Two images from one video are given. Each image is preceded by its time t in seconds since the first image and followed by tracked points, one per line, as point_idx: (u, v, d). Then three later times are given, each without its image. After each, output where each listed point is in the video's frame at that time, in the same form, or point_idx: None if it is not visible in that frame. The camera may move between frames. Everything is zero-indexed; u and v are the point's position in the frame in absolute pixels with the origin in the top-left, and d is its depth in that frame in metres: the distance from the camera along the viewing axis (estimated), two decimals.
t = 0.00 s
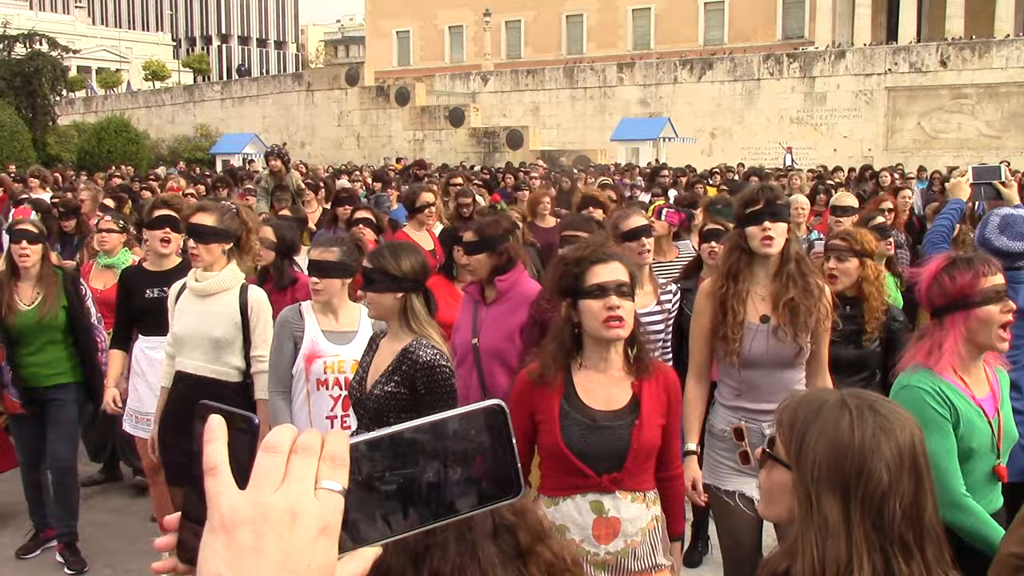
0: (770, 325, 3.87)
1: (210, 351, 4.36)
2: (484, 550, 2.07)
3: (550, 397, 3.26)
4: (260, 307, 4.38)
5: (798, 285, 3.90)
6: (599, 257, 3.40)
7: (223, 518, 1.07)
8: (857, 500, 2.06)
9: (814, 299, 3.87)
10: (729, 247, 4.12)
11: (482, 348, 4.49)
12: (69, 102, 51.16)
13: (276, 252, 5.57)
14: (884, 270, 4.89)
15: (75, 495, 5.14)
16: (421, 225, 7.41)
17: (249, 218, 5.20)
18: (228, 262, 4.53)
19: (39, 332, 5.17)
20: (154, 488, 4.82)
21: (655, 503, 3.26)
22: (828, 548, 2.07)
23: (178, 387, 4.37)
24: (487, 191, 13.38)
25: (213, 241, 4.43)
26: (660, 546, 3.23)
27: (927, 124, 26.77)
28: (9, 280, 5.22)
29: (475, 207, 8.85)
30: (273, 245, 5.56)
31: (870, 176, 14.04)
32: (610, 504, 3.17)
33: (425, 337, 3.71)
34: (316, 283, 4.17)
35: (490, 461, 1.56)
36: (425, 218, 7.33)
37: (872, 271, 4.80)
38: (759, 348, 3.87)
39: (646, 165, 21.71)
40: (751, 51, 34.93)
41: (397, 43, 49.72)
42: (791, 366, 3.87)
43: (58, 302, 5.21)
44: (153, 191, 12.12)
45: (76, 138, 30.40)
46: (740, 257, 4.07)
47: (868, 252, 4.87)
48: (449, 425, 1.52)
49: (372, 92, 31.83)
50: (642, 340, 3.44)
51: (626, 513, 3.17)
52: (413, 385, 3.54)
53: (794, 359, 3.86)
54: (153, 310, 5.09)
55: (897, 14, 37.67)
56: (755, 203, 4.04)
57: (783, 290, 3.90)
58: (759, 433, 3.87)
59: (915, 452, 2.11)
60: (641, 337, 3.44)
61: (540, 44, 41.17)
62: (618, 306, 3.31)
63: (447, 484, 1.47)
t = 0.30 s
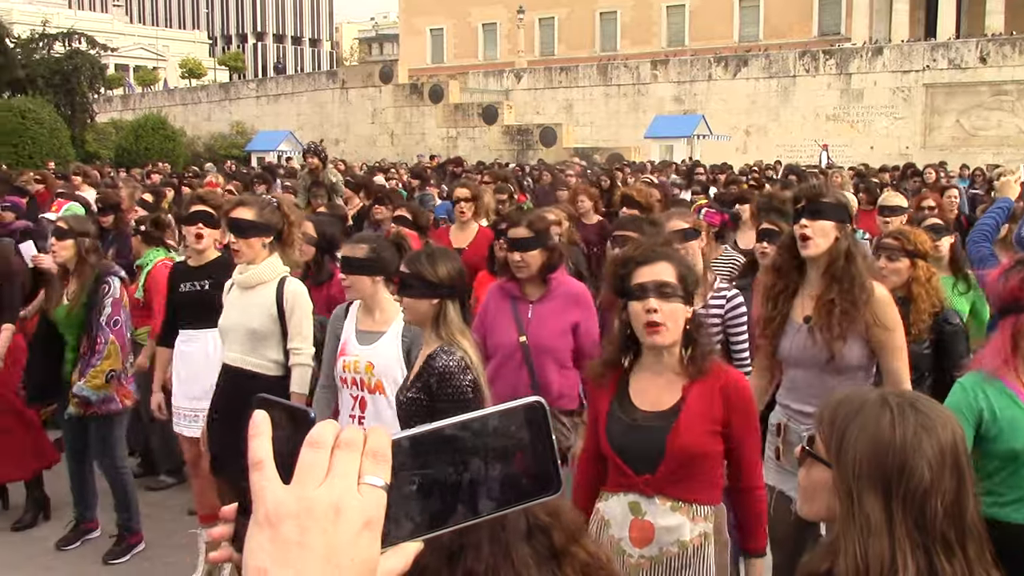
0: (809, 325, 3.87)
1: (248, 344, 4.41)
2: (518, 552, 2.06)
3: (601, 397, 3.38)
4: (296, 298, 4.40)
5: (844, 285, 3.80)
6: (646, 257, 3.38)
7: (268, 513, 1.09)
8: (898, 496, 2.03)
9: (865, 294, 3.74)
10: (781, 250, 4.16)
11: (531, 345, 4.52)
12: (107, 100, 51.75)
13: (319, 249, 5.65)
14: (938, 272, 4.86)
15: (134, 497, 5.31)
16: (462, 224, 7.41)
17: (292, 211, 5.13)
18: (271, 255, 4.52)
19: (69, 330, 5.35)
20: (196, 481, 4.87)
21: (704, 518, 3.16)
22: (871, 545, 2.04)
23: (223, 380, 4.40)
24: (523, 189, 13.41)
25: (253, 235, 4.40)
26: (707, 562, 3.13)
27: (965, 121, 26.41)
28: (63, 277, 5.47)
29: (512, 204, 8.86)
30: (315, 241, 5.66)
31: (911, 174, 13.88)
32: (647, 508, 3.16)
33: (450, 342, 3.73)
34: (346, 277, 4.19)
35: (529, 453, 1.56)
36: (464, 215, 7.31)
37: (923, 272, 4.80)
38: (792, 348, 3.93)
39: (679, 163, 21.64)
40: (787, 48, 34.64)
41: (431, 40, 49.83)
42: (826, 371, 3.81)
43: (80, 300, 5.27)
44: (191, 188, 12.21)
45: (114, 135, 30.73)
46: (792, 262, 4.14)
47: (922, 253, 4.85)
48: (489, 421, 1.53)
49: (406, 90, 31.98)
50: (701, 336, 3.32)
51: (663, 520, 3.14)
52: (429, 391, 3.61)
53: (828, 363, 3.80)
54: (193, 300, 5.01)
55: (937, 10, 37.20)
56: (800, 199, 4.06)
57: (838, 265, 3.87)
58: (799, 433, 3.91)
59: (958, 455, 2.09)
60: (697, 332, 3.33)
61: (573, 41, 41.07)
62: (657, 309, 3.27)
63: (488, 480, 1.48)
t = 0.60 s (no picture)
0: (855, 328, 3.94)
1: (285, 343, 4.43)
2: (556, 552, 2.06)
3: (684, 403, 3.46)
4: (327, 297, 4.37)
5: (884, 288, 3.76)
6: (701, 264, 3.39)
7: (309, 510, 1.10)
8: (940, 489, 2.01)
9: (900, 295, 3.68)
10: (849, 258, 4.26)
11: (561, 347, 4.53)
12: (144, 98, 52.32)
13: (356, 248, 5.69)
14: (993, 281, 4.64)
15: (173, 494, 5.36)
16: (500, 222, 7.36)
17: (334, 212, 5.15)
18: (313, 253, 4.52)
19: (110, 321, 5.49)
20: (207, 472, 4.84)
21: (762, 526, 3.13)
22: (914, 536, 2.02)
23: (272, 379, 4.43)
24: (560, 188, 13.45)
25: (294, 234, 4.43)
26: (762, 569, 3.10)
27: (1005, 118, 26.06)
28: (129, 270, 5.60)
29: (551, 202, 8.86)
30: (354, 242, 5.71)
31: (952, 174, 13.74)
32: (705, 511, 3.22)
33: (476, 339, 3.73)
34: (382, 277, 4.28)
35: (566, 451, 1.56)
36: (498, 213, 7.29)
37: (975, 280, 4.60)
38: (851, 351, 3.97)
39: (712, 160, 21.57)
40: (822, 44, 34.34)
41: (464, 38, 49.93)
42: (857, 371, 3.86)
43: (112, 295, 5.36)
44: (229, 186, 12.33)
45: (151, 133, 31.14)
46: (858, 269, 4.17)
47: (979, 261, 4.69)
48: (528, 419, 1.53)
49: (439, 88, 32.08)
50: (768, 337, 3.22)
51: (717, 525, 3.18)
52: (443, 381, 3.62)
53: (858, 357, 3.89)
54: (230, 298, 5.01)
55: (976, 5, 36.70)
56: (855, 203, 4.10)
57: (895, 252, 3.89)
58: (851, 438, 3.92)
59: (1001, 446, 2.06)
60: (763, 333, 3.23)
61: (606, 38, 41.02)
62: (706, 316, 3.30)
63: (527, 481, 1.49)
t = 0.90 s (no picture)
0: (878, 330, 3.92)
1: (311, 341, 4.44)
2: (584, 547, 2.05)
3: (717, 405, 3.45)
4: (353, 296, 4.39)
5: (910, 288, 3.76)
6: (734, 265, 3.36)
7: (343, 508, 1.10)
8: (970, 468, 1.88)
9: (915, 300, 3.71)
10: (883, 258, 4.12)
11: (562, 342, 4.55)
12: (171, 96, 52.66)
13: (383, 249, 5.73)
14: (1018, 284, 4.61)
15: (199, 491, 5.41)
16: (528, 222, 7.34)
17: (364, 210, 5.16)
18: (341, 252, 4.53)
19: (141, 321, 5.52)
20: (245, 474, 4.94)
21: (781, 528, 3.11)
22: (951, 518, 1.86)
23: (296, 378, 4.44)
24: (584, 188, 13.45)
25: (322, 232, 4.44)
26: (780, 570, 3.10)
27: None
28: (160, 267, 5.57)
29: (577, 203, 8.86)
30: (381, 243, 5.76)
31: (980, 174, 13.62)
32: (729, 510, 3.23)
33: (494, 340, 3.71)
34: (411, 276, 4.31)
35: (600, 452, 1.55)
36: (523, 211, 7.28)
37: (997, 281, 4.59)
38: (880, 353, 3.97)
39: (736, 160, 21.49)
40: (848, 43, 34.11)
41: (489, 37, 49.97)
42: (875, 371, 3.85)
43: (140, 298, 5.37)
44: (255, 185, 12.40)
45: (177, 132, 31.37)
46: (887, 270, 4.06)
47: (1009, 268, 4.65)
48: (561, 419, 1.54)
49: (463, 87, 32.13)
50: (799, 345, 3.20)
51: (738, 525, 3.19)
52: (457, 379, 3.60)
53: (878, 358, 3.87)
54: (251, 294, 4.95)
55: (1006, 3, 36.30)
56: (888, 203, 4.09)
57: (922, 253, 3.89)
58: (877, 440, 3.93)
59: (1011, 423, 1.95)
60: (791, 341, 3.21)
61: (631, 37, 40.94)
62: (733, 318, 3.28)
63: (560, 479, 1.50)
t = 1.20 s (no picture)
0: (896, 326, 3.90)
1: (335, 340, 4.42)
2: (603, 551, 2.03)
3: (719, 398, 3.42)
4: (381, 295, 4.38)
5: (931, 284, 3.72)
6: (744, 260, 3.34)
7: (368, 506, 1.11)
8: (996, 479, 1.92)
9: (945, 296, 3.64)
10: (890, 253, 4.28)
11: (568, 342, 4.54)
12: (193, 97, 52.91)
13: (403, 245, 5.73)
14: None
15: (225, 487, 5.44)
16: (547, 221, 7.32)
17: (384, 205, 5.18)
18: (361, 250, 4.52)
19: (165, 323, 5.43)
20: (269, 471, 4.95)
21: (802, 522, 3.11)
22: (973, 528, 1.91)
23: (314, 374, 4.44)
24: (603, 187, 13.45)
25: (344, 230, 4.43)
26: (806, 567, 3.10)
27: None
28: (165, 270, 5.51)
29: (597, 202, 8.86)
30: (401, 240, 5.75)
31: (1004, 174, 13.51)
32: (745, 509, 3.19)
33: (528, 334, 3.69)
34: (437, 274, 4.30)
35: (624, 447, 1.56)
36: (543, 210, 7.26)
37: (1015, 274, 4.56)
38: (889, 350, 3.94)
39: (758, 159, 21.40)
40: (872, 42, 33.90)
41: (510, 37, 50.01)
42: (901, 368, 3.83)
43: (180, 297, 5.37)
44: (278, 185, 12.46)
45: (200, 132, 31.55)
46: (896, 268, 4.23)
47: None
48: (584, 417, 1.54)
49: (484, 86, 32.16)
50: (809, 337, 3.20)
51: (759, 523, 3.15)
52: (502, 380, 3.52)
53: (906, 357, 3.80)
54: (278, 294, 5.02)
55: None
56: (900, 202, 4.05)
57: (941, 253, 3.83)
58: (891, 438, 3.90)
59: None
60: (801, 332, 3.21)
61: (652, 37, 40.87)
62: (743, 313, 3.26)
63: (583, 478, 1.50)
